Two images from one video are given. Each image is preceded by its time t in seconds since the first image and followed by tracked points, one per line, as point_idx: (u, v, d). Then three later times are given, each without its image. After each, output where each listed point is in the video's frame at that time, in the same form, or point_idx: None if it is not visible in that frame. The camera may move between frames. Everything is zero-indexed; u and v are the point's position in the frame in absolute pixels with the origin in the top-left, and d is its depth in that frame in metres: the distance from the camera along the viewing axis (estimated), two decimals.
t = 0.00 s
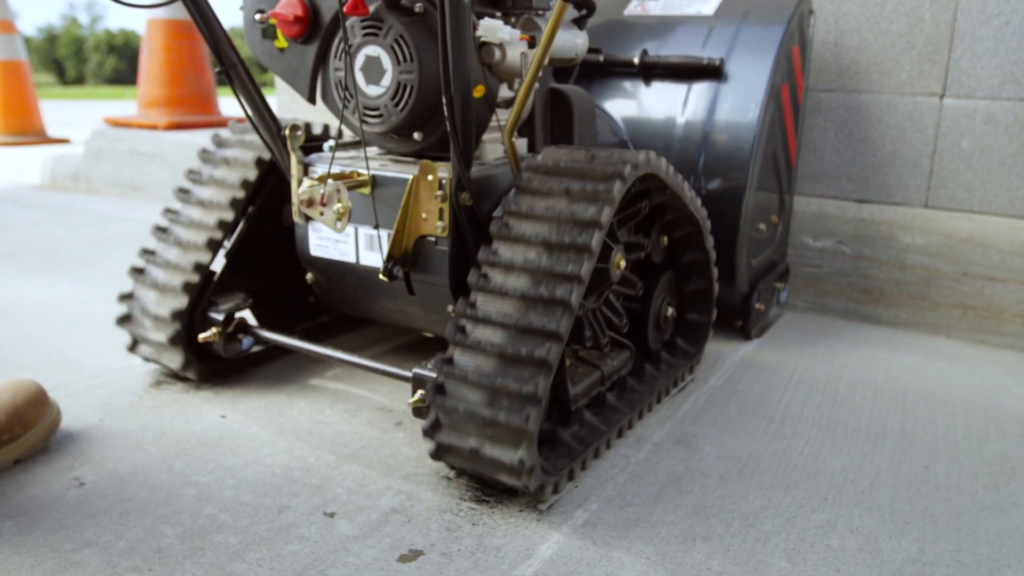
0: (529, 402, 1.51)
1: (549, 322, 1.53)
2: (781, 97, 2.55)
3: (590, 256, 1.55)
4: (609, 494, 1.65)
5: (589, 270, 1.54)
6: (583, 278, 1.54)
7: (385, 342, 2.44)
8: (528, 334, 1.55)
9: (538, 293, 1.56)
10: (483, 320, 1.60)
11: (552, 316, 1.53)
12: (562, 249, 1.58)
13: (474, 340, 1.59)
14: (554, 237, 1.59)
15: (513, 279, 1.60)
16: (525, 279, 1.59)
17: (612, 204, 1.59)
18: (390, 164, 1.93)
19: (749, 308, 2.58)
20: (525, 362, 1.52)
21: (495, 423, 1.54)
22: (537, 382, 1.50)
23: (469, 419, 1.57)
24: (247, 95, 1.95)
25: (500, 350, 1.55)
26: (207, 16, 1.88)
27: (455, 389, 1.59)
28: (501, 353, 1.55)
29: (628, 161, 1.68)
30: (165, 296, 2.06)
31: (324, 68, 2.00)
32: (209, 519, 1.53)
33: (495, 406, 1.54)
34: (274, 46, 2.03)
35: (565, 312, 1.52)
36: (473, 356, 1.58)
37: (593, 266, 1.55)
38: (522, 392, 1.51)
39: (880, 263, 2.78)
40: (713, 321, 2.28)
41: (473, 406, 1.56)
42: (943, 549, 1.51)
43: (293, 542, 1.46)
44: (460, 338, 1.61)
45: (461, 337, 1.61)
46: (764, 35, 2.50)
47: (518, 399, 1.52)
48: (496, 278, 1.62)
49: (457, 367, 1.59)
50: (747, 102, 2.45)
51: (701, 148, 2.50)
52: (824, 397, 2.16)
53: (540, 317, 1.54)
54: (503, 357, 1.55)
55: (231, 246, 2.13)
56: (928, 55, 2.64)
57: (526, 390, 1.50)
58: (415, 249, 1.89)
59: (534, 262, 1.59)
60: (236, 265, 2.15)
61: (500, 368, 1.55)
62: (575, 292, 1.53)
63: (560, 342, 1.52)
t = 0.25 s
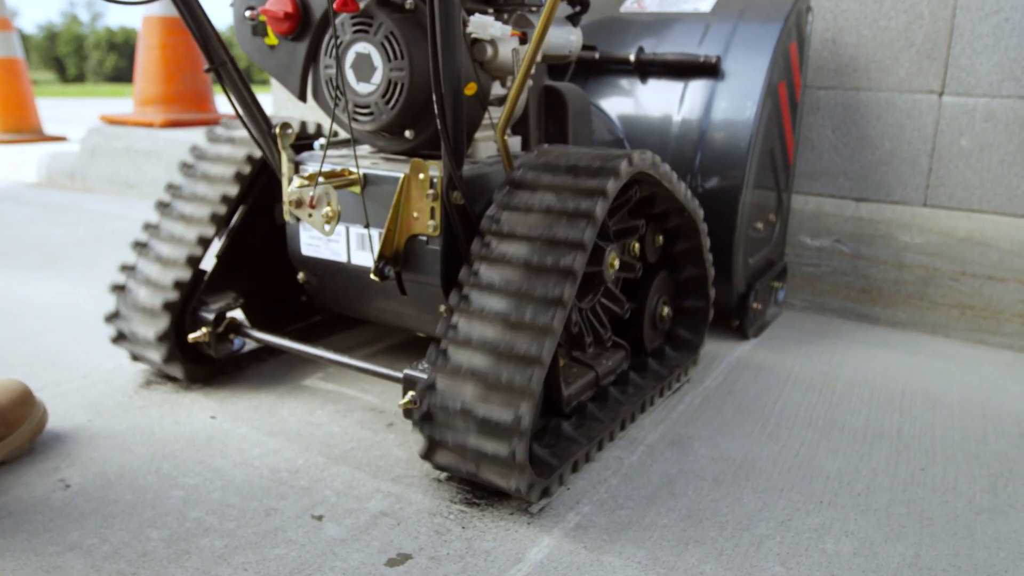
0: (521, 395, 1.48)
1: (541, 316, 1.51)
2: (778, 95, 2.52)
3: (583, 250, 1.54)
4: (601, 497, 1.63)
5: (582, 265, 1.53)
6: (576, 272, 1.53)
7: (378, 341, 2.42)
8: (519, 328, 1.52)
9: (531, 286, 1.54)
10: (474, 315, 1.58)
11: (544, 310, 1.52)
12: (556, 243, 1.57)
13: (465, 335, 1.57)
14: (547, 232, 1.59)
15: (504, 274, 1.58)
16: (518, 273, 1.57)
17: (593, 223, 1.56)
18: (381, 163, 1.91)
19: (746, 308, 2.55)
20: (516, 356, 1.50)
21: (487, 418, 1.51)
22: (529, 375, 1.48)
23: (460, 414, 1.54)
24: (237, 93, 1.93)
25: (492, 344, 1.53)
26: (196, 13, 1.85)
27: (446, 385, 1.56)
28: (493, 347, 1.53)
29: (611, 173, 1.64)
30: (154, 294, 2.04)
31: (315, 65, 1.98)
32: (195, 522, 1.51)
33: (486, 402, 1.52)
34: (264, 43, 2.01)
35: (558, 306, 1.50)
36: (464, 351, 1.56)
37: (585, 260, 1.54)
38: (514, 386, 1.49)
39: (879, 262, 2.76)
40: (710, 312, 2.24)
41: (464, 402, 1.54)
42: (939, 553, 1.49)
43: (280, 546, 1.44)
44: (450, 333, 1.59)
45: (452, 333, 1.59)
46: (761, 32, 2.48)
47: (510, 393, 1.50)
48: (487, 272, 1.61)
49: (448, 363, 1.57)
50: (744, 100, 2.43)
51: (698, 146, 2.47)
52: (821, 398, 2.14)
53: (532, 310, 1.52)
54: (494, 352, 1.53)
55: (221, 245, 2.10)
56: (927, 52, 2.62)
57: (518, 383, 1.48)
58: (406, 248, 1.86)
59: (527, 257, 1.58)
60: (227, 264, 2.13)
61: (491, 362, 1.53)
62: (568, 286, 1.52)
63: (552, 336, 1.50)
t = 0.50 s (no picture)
0: (509, 408, 1.46)
1: (528, 327, 1.47)
2: (776, 88, 2.50)
3: (570, 258, 1.50)
4: (594, 495, 1.61)
5: (570, 273, 1.49)
6: (563, 281, 1.49)
7: (372, 337, 2.40)
8: (505, 339, 1.49)
9: (518, 296, 1.50)
10: (461, 324, 1.54)
11: (531, 320, 1.48)
12: (542, 251, 1.53)
13: (450, 345, 1.53)
14: (533, 239, 1.54)
15: (490, 282, 1.54)
16: (504, 281, 1.53)
17: (582, 232, 1.52)
18: (373, 156, 1.88)
19: (743, 303, 2.53)
20: (503, 368, 1.47)
21: (476, 432, 1.49)
22: (516, 387, 1.45)
23: (449, 427, 1.52)
24: (227, 86, 1.90)
25: (478, 355, 1.50)
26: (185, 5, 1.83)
27: (433, 396, 1.53)
28: (479, 358, 1.49)
29: (599, 176, 1.59)
30: (144, 290, 2.02)
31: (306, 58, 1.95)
32: (183, 520, 1.49)
33: (474, 416, 1.49)
34: (255, 35, 1.99)
35: (545, 317, 1.47)
36: (451, 362, 1.53)
37: (573, 268, 1.50)
38: (501, 399, 1.46)
39: (877, 257, 2.74)
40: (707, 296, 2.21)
41: (453, 414, 1.51)
42: (935, 552, 1.47)
43: (267, 544, 1.43)
44: (437, 344, 1.55)
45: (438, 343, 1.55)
46: (759, 24, 2.45)
47: (498, 406, 1.48)
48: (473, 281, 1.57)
49: (435, 374, 1.54)
50: (742, 93, 2.40)
51: (694, 139, 2.45)
52: (818, 394, 2.12)
53: (519, 320, 1.48)
54: (481, 363, 1.49)
55: (212, 240, 2.08)
56: (927, 44, 2.59)
57: (505, 395, 1.46)
58: (398, 243, 1.84)
59: (513, 264, 1.54)
60: (218, 260, 2.10)
61: (478, 374, 1.49)
62: (555, 295, 1.48)
63: (540, 345, 1.46)
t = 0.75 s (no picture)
0: (496, 428, 1.44)
1: (514, 343, 1.44)
2: (772, 86, 2.47)
3: (557, 272, 1.46)
4: (586, 497, 1.59)
5: (557, 287, 1.46)
6: (550, 295, 1.45)
7: (365, 337, 2.38)
8: (491, 357, 1.46)
9: (503, 311, 1.47)
10: (448, 340, 1.51)
11: (518, 337, 1.45)
12: (529, 264, 1.49)
13: (437, 362, 1.50)
14: (520, 251, 1.51)
15: (477, 296, 1.51)
16: (491, 295, 1.50)
17: (570, 245, 1.48)
18: (364, 156, 1.87)
19: (739, 302, 2.52)
20: (488, 387, 1.44)
21: (465, 452, 1.47)
22: (502, 407, 1.43)
23: (439, 446, 1.50)
24: (217, 84, 1.89)
25: (463, 372, 1.47)
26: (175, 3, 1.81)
27: (422, 414, 1.51)
28: (464, 376, 1.46)
29: (588, 182, 1.54)
30: (134, 290, 2.01)
31: (297, 56, 1.93)
32: (170, 522, 1.48)
33: (464, 435, 1.47)
34: (246, 33, 1.97)
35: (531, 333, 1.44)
36: (438, 380, 1.50)
37: (561, 281, 1.47)
38: (488, 419, 1.44)
39: (875, 256, 2.72)
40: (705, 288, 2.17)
41: (442, 433, 1.50)
42: (931, 556, 1.45)
43: (255, 548, 1.41)
44: (423, 359, 1.52)
45: (425, 359, 1.52)
46: (755, 22, 2.43)
47: (485, 425, 1.45)
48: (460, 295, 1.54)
49: (422, 392, 1.51)
50: (738, 92, 2.38)
51: (690, 138, 2.43)
52: (814, 395, 2.10)
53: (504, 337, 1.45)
54: (467, 381, 1.46)
55: (203, 241, 2.07)
56: (925, 41, 2.57)
57: (491, 416, 1.43)
58: (389, 243, 1.82)
59: (500, 277, 1.50)
60: (208, 262, 2.09)
61: (464, 392, 1.46)
62: (541, 310, 1.45)
63: (525, 362, 1.43)
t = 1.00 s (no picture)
0: (487, 441, 1.43)
1: (502, 353, 1.43)
2: (769, 85, 2.46)
3: (545, 279, 1.45)
4: (578, 501, 1.57)
5: (546, 295, 1.44)
6: (538, 304, 1.44)
7: (358, 338, 2.36)
8: (480, 367, 1.45)
9: (491, 320, 1.45)
10: (436, 349, 1.50)
11: (505, 346, 1.44)
12: (517, 270, 1.48)
13: (424, 371, 1.49)
14: (508, 258, 1.49)
15: (465, 305, 1.50)
16: (479, 303, 1.49)
17: (559, 250, 1.46)
18: (355, 155, 1.85)
19: (736, 303, 2.50)
20: (477, 399, 1.43)
21: (458, 465, 1.47)
22: (491, 420, 1.42)
23: (432, 458, 1.50)
24: (206, 83, 1.87)
25: (451, 383, 1.46)
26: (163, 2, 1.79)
27: (412, 425, 1.50)
28: (452, 387, 1.45)
29: (576, 186, 1.52)
30: (124, 291, 1.99)
31: (287, 55, 1.92)
32: (156, 528, 1.46)
33: (455, 447, 1.47)
34: (236, 32, 1.95)
35: (518, 343, 1.42)
36: (426, 390, 1.49)
37: (549, 289, 1.45)
38: (477, 432, 1.43)
39: (872, 257, 2.70)
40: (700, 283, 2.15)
41: (435, 444, 1.49)
42: (926, 561, 1.43)
43: (241, 553, 1.39)
44: (411, 368, 1.51)
45: (413, 369, 1.50)
46: (751, 20, 2.41)
47: (475, 437, 1.45)
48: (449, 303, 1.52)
49: (411, 403, 1.50)
50: (734, 91, 2.36)
51: (686, 137, 2.41)
52: (811, 397, 2.09)
53: (492, 347, 1.44)
54: (456, 392, 1.45)
55: (193, 242, 2.05)
56: (922, 41, 2.55)
57: (480, 429, 1.42)
58: (381, 243, 1.80)
59: (489, 285, 1.49)
60: (199, 263, 2.07)
61: (452, 404, 1.45)
62: (529, 319, 1.43)
63: (514, 373, 1.42)
